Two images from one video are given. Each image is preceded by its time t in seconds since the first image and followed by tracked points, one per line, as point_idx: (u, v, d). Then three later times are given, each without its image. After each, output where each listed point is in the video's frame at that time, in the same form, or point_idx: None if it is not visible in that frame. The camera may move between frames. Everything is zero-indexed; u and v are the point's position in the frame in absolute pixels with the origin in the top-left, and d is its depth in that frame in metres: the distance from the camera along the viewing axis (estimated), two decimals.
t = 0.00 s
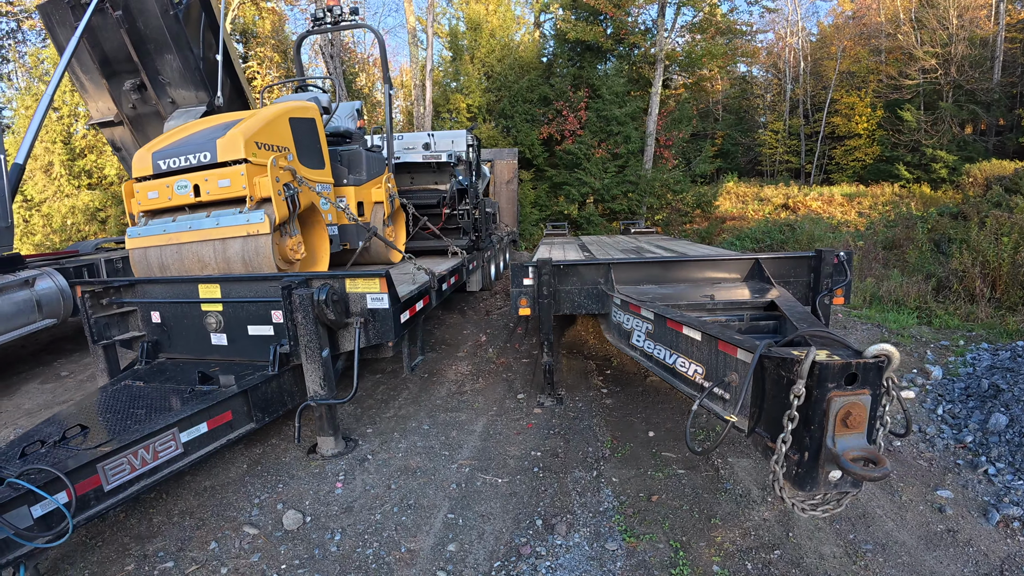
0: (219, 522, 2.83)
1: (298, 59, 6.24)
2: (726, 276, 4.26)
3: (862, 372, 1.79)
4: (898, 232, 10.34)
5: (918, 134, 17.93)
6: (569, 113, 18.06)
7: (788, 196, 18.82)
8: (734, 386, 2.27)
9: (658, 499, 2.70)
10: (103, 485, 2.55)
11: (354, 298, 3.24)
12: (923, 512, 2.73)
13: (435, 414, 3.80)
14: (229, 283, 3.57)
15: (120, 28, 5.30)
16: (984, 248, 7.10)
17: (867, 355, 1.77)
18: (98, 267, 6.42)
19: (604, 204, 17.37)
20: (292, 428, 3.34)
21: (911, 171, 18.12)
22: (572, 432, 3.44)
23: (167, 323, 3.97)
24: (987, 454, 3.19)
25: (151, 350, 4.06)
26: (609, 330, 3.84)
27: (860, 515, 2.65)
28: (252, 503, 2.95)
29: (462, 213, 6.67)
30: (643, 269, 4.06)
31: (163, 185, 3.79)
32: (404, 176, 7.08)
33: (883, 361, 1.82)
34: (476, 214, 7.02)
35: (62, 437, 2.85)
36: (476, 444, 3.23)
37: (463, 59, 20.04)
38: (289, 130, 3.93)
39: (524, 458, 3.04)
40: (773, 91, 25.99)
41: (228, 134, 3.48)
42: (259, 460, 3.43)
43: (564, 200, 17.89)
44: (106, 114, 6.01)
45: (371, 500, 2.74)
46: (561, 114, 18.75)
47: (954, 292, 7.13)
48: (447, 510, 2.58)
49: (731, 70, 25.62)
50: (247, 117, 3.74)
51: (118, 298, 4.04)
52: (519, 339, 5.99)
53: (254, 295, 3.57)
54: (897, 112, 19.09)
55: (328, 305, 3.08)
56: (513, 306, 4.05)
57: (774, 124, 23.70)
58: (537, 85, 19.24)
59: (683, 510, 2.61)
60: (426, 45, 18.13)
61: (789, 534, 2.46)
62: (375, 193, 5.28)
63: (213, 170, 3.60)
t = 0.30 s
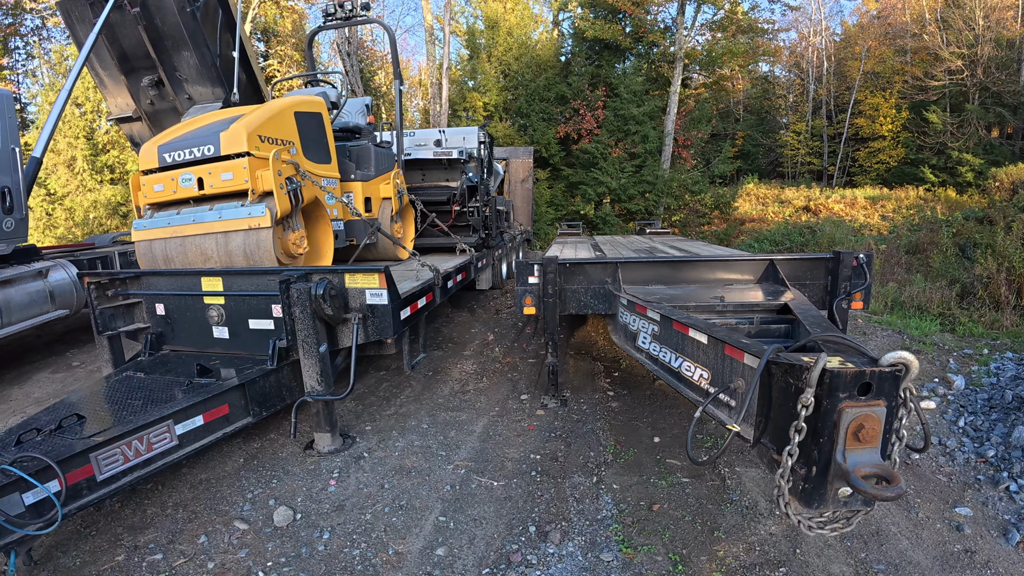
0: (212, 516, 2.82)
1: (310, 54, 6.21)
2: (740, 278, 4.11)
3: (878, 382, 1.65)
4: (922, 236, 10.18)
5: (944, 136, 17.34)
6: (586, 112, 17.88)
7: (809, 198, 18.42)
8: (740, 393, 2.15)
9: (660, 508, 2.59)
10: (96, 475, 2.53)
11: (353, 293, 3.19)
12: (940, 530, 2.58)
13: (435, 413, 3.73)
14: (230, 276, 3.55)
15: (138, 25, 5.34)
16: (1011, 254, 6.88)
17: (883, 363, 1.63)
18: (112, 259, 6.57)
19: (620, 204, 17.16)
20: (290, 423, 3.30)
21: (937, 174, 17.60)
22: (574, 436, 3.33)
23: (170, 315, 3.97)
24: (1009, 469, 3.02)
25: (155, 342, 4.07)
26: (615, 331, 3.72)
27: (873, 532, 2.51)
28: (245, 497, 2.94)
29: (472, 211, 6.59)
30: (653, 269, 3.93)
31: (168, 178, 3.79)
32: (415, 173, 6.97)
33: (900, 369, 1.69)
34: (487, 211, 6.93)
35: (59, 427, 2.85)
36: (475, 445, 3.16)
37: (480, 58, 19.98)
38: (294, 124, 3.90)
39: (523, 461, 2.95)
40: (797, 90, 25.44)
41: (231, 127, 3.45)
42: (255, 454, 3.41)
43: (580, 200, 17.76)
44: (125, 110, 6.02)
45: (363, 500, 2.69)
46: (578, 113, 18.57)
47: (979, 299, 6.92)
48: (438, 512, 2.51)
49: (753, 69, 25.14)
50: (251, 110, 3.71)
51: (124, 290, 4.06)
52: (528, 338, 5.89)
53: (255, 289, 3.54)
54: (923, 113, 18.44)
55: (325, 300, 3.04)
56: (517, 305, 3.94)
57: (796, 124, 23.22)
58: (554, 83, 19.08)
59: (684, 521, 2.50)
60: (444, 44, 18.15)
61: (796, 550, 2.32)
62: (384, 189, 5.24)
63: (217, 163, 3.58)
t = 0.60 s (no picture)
0: (189, 527, 2.72)
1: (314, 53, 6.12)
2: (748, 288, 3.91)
3: (891, 420, 1.49)
4: (943, 243, 9.91)
5: (964, 140, 16.86)
6: (598, 113, 17.69)
7: (826, 202, 18.05)
8: (740, 420, 1.99)
9: (653, 535, 2.44)
10: (74, 483, 2.48)
11: (341, 300, 3.09)
12: (954, 566, 2.42)
13: (427, 423, 3.61)
14: (218, 280, 3.47)
15: (147, 25, 5.30)
16: None
17: (899, 398, 1.47)
18: (116, 258, 6.52)
19: (632, 206, 16.92)
20: (274, 432, 3.20)
21: (958, 179, 17.15)
22: (568, 452, 3.18)
23: (161, 318, 3.91)
24: None
25: (145, 344, 4.01)
26: (615, 342, 3.55)
27: (881, 567, 2.35)
28: (224, 508, 2.84)
29: (476, 213, 6.38)
30: (656, 278, 3.77)
31: (159, 179, 3.73)
32: (420, 174, 6.93)
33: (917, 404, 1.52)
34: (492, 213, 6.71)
35: (40, 431, 2.80)
36: (464, 460, 3.02)
37: (492, 59, 19.88)
38: (287, 125, 3.81)
39: (512, 479, 2.81)
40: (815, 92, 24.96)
41: (221, 128, 3.37)
42: (240, 463, 3.31)
43: (591, 202, 17.56)
44: (135, 109, 5.99)
45: (343, 515, 2.57)
46: (590, 114, 18.37)
47: (1000, 311, 6.70)
48: (418, 533, 2.39)
49: (770, 71, 24.73)
50: (243, 111, 3.62)
51: (116, 292, 4.00)
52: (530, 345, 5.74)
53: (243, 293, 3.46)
54: (943, 117, 17.93)
55: (310, 307, 2.93)
56: (514, 313, 3.79)
57: (813, 127, 22.80)
58: (567, 84, 18.90)
59: (679, 552, 2.34)
60: (457, 44, 18.08)
61: None
62: (383, 191, 5.14)
63: (207, 164, 3.50)
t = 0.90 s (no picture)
0: (174, 537, 2.66)
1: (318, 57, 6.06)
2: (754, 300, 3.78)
3: (901, 459, 1.38)
4: (958, 251, 9.70)
5: (981, 146, 16.56)
6: (608, 117, 17.58)
7: (839, 208, 17.77)
8: (739, 447, 1.88)
9: (648, 560, 2.33)
10: (59, 490, 2.43)
11: (332, 309, 3.03)
12: None
13: (421, 434, 3.52)
14: (211, 286, 3.42)
15: (155, 28, 5.27)
16: None
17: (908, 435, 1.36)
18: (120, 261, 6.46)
19: (642, 211, 16.77)
20: (263, 442, 3.13)
21: (974, 185, 16.85)
22: (563, 468, 3.08)
23: (156, 324, 3.86)
24: None
25: (140, 349, 3.97)
26: (615, 354, 3.44)
27: None
28: (210, 519, 2.77)
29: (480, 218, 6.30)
30: (659, 289, 3.66)
31: (155, 184, 3.70)
32: (425, 178, 6.90)
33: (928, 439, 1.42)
34: (496, 219, 6.60)
35: (27, 437, 2.76)
36: (457, 474, 2.94)
37: (502, 62, 19.84)
38: (283, 130, 3.77)
39: (504, 497, 2.71)
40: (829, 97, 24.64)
41: (214, 133, 3.33)
42: (229, 472, 3.25)
43: (600, 206, 17.44)
44: (144, 111, 5.92)
45: (328, 531, 2.49)
46: (600, 118, 18.26)
47: (1017, 323, 6.53)
48: (403, 552, 2.30)
49: (783, 75, 24.44)
50: (238, 116, 3.59)
51: (113, 296, 3.97)
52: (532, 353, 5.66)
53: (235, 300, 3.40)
54: (959, 122, 17.63)
55: (299, 316, 2.87)
56: (512, 323, 3.72)
57: (827, 132, 22.49)
58: (577, 88, 18.82)
59: None
60: (467, 48, 18.09)
61: None
62: (385, 196, 5.08)
63: (201, 170, 3.47)
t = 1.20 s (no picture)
0: (166, 537, 2.65)
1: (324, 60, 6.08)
2: (757, 307, 3.71)
3: (896, 475, 1.33)
4: (970, 258, 9.54)
5: (994, 151, 16.33)
6: (616, 121, 17.54)
7: (851, 213, 17.56)
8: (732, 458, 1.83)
9: (641, 572, 2.28)
10: (53, 488, 2.44)
11: (328, 312, 3.03)
12: None
13: (417, 438, 3.50)
14: (210, 288, 3.43)
15: (164, 32, 5.30)
16: None
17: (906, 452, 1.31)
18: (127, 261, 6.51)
19: (650, 216, 16.68)
20: (258, 444, 3.12)
21: (987, 191, 16.61)
22: (559, 475, 3.04)
23: (156, 324, 3.88)
24: None
25: (141, 350, 3.98)
26: (614, 360, 3.40)
27: None
28: (203, 520, 2.76)
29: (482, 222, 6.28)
30: (661, 295, 3.59)
31: (156, 186, 3.72)
32: (428, 182, 6.86)
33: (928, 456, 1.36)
34: (500, 223, 6.63)
35: (24, 435, 2.77)
36: (450, 479, 2.91)
37: (510, 66, 19.89)
38: (283, 133, 3.78)
39: (497, 504, 2.67)
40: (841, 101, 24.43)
41: (213, 136, 3.35)
42: (224, 473, 3.24)
43: (608, 211, 17.37)
44: (153, 114, 5.93)
45: (318, 535, 2.48)
46: (608, 122, 18.23)
47: None
48: (392, 558, 2.27)
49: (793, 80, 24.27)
50: (239, 119, 3.61)
51: (115, 296, 3.99)
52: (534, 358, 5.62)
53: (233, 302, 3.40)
54: (971, 127, 17.41)
55: (294, 319, 2.86)
56: (511, 327, 3.69)
57: (838, 137, 22.26)
58: (585, 92, 18.81)
59: None
60: (475, 52, 18.16)
61: None
62: (387, 199, 5.09)
63: (201, 172, 3.49)
